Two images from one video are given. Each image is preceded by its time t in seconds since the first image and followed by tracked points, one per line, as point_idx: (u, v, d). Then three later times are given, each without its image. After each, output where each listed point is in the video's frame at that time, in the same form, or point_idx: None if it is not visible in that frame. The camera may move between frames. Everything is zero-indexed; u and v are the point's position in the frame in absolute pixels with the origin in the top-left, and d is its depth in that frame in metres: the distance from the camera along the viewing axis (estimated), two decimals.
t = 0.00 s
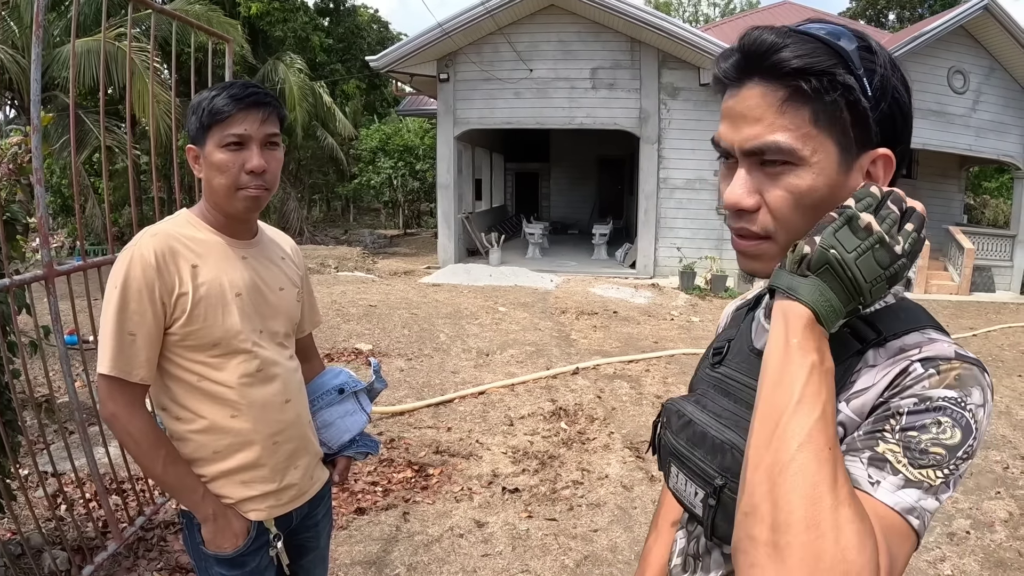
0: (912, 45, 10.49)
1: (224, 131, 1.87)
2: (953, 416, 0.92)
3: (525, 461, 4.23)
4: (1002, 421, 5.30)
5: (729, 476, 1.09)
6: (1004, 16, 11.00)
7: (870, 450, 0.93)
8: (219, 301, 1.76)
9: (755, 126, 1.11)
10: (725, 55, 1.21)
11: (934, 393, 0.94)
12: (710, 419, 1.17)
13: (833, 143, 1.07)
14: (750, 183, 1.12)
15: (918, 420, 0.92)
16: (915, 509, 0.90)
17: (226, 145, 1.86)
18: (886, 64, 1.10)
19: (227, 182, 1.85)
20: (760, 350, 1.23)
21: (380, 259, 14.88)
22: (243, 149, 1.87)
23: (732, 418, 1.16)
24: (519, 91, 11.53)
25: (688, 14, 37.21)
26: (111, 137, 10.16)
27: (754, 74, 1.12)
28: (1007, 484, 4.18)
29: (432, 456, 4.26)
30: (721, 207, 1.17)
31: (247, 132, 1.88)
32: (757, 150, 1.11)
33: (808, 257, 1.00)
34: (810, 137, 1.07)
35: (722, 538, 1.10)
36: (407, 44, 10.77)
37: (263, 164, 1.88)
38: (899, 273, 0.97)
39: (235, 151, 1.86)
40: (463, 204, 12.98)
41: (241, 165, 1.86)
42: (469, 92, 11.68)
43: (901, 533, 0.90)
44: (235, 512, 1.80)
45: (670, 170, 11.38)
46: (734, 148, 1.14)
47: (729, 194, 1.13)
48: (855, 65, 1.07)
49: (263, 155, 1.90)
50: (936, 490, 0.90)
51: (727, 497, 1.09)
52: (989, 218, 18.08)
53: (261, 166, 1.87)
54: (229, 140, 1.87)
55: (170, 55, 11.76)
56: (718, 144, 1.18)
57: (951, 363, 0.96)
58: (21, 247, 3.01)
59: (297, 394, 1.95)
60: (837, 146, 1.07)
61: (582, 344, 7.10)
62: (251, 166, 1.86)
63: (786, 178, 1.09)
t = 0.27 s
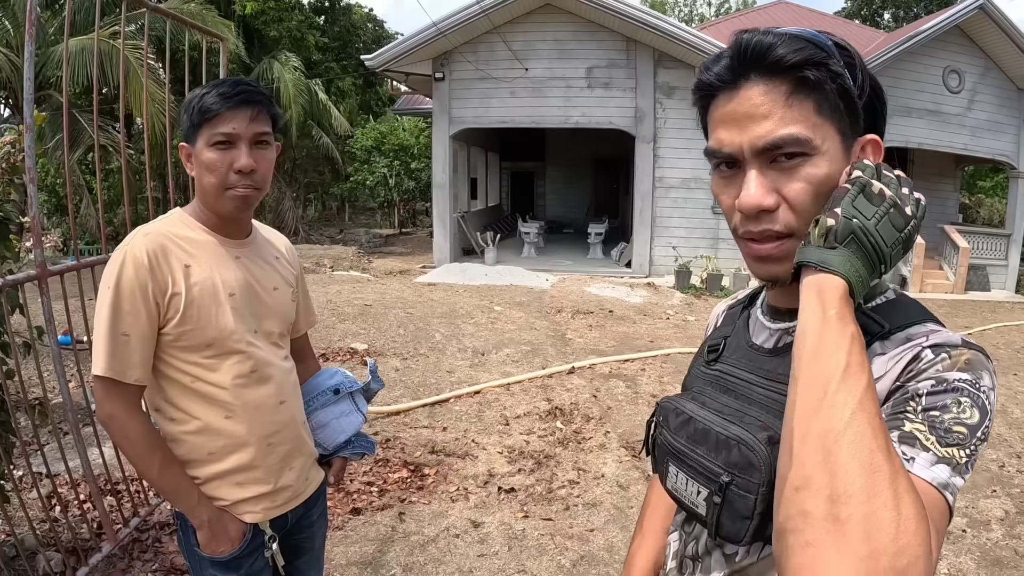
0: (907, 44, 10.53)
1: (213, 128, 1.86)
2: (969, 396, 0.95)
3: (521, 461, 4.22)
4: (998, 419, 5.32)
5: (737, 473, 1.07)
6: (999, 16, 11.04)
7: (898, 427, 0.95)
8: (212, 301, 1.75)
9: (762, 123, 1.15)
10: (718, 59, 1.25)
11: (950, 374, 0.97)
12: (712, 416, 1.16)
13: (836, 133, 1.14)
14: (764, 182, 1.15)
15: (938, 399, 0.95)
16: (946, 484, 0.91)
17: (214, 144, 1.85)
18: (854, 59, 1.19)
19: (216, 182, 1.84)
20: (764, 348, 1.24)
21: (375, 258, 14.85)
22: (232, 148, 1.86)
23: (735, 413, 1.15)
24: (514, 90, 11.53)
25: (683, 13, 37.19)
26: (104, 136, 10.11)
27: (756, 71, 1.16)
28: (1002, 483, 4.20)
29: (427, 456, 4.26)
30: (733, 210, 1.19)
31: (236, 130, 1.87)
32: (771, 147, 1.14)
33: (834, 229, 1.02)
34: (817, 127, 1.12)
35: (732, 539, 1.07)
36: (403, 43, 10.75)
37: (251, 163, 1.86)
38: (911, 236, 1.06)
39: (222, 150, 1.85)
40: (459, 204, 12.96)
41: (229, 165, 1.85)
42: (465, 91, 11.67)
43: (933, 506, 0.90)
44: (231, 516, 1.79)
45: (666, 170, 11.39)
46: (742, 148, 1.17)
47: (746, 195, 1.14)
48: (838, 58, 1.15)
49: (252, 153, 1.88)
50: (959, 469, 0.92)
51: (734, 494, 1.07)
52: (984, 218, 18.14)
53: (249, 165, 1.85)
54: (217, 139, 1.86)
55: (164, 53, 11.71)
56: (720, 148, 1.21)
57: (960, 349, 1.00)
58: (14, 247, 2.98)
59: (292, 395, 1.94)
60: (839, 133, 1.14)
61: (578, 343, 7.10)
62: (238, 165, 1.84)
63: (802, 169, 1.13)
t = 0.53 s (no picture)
0: (902, 44, 10.56)
1: (203, 124, 1.85)
2: (968, 373, 0.96)
3: (517, 460, 4.22)
4: (993, 418, 5.34)
5: (735, 468, 1.07)
6: (993, 15, 11.09)
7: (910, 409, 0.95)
8: (206, 301, 1.74)
9: (732, 126, 1.16)
10: (682, 69, 1.26)
11: (945, 354, 0.98)
12: (707, 413, 1.17)
13: (803, 130, 1.16)
14: (740, 184, 1.15)
15: (940, 378, 0.96)
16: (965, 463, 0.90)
17: (205, 139, 1.84)
18: (813, 56, 1.22)
19: (207, 178, 1.83)
20: (755, 344, 1.25)
21: (370, 257, 14.82)
22: (222, 143, 1.85)
23: (730, 409, 1.16)
24: (510, 88, 11.51)
25: (679, 12, 37.21)
26: (98, 135, 10.06)
27: (719, 73, 1.18)
28: (998, 481, 4.22)
29: (423, 455, 4.25)
30: (711, 213, 1.19)
31: (226, 125, 1.86)
32: (742, 149, 1.15)
33: (826, 215, 1.04)
34: (785, 125, 1.15)
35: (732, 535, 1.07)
36: (398, 42, 10.73)
37: (242, 158, 1.85)
38: (890, 209, 1.09)
39: (213, 146, 1.84)
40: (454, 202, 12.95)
41: (220, 160, 1.84)
42: (460, 90, 11.66)
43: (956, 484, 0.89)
44: (226, 518, 1.78)
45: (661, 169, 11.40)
46: (716, 153, 1.18)
47: (723, 198, 1.15)
48: (799, 56, 1.17)
49: (243, 149, 1.87)
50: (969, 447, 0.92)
51: (732, 489, 1.08)
52: (979, 216, 18.22)
53: (240, 160, 1.84)
54: (208, 134, 1.85)
55: (158, 52, 11.66)
56: (694, 155, 1.21)
57: (953, 328, 1.01)
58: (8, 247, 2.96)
59: (287, 395, 1.93)
60: (807, 129, 1.16)
61: (573, 342, 7.10)
62: (229, 160, 1.83)
63: (776, 168, 1.14)
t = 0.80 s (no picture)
0: (897, 43, 10.60)
1: (198, 123, 1.84)
2: (947, 388, 0.94)
3: (514, 459, 4.22)
4: (988, 415, 5.37)
5: (720, 462, 1.07)
6: (988, 14, 11.12)
7: (891, 458, 0.94)
8: (200, 299, 1.73)
9: (703, 128, 1.17)
10: (658, 73, 1.26)
11: (922, 367, 0.95)
12: (693, 410, 1.16)
13: (774, 132, 1.15)
14: (709, 184, 1.16)
15: (921, 402, 0.94)
16: (948, 497, 0.92)
17: (200, 138, 1.84)
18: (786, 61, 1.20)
19: (201, 177, 1.82)
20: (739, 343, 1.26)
21: (366, 256, 14.80)
22: (218, 142, 1.85)
23: (717, 407, 1.16)
24: (505, 87, 11.50)
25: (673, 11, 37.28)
26: (93, 134, 10.01)
27: (688, 81, 1.18)
28: (994, 479, 4.24)
29: (420, 455, 4.24)
30: (683, 212, 1.20)
31: (221, 124, 1.85)
32: (712, 150, 1.16)
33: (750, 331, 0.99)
34: (754, 127, 1.14)
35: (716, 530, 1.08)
36: (394, 40, 10.70)
37: (237, 157, 1.84)
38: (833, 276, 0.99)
39: (209, 145, 1.84)
40: (449, 201, 12.93)
41: (214, 160, 1.83)
42: (456, 89, 11.64)
43: (942, 530, 0.91)
44: (222, 519, 1.77)
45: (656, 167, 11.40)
46: (687, 154, 1.19)
47: (692, 198, 1.16)
48: (771, 62, 1.16)
49: (239, 148, 1.86)
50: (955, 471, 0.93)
51: (718, 483, 1.08)
52: (973, 215, 18.30)
53: (234, 159, 1.83)
54: (204, 133, 1.84)
55: (153, 50, 11.61)
56: (667, 157, 1.22)
57: (929, 326, 0.99)
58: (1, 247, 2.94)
59: (282, 395, 1.92)
60: (779, 133, 1.15)
61: (569, 341, 7.10)
62: (224, 159, 1.82)
63: (743, 168, 1.14)
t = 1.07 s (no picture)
0: (897, 43, 10.60)
1: (201, 122, 1.84)
2: (903, 406, 0.94)
3: (514, 459, 4.22)
4: (988, 415, 5.38)
5: (692, 457, 1.12)
6: (988, 14, 11.12)
7: (860, 487, 0.95)
8: (201, 298, 1.74)
9: (678, 126, 1.19)
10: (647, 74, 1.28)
11: (876, 383, 0.96)
12: (673, 407, 1.20)
13: (749, 133, 1.16)
14: (681, 178, 1.18)
15: (878, 426, 0.94)
16: (925, 516, 0.94)
17: (202, 137, 1.84)
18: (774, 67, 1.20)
19: (203, 176, 1.83)
20: (722, 342, 1.28)
21: (366, 255, 14.80)
22: (220, 141, 1.85)
23: (696, 405, 1.18)
24: (505, 87, 11.50)
25: (674, 11, 37.30)
26: (92, 133, 10.00)
27: (672, 79, 1.20)
28: (994, 479, 4.24)
29: (420, 455, 4.24)
30: (658, 204, 1.23)
31: (223, 123, 1.85)
32: (686, 145, 1.18)
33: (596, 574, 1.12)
34: (727, 126, 1.15)
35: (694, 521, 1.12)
36: (394, 40, 10.70)
37: (239, 157, 1.84)
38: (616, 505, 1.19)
39: (210, 144, 1.84)
40: (449, 201, 12.93)
41: (217, 159, 1.83)
42: (456, 89, 11.64)
43: (921, 550, 0.93)
44: (222, 519, 1.78)
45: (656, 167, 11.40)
46: (663, 149, 1.21)
47: (663, 190, 1.19)
48: (755, 65, 1.16)
49: (240, 148, 1.86)
50: (929, 490, 0.94)
51: (691, 478, 1.12)
52: (974, 215, 18.30)
53: (236, 159, 1.83)
54: (206, 133, 1.84)
55: (153, 50, 11.60)
56: (648, 152, 1.24)
57: (880, 334, 0.98)
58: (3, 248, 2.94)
59: (283, 395, 1.92)
60: (752, 132, 1.16)
61: (569, 341, 7.10)
62: (226, 159, 1.83)
63: (714, 165, 1.15)
